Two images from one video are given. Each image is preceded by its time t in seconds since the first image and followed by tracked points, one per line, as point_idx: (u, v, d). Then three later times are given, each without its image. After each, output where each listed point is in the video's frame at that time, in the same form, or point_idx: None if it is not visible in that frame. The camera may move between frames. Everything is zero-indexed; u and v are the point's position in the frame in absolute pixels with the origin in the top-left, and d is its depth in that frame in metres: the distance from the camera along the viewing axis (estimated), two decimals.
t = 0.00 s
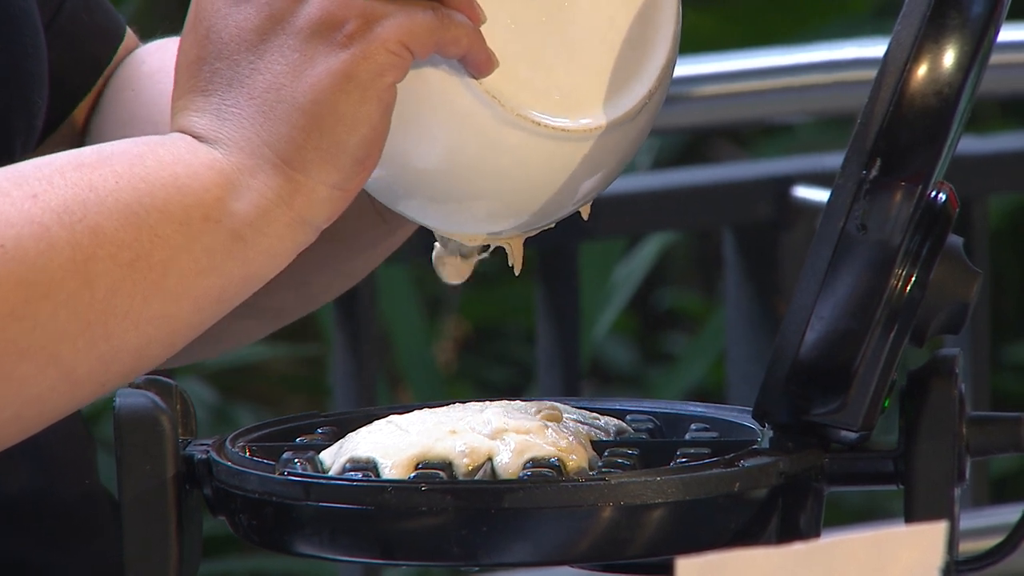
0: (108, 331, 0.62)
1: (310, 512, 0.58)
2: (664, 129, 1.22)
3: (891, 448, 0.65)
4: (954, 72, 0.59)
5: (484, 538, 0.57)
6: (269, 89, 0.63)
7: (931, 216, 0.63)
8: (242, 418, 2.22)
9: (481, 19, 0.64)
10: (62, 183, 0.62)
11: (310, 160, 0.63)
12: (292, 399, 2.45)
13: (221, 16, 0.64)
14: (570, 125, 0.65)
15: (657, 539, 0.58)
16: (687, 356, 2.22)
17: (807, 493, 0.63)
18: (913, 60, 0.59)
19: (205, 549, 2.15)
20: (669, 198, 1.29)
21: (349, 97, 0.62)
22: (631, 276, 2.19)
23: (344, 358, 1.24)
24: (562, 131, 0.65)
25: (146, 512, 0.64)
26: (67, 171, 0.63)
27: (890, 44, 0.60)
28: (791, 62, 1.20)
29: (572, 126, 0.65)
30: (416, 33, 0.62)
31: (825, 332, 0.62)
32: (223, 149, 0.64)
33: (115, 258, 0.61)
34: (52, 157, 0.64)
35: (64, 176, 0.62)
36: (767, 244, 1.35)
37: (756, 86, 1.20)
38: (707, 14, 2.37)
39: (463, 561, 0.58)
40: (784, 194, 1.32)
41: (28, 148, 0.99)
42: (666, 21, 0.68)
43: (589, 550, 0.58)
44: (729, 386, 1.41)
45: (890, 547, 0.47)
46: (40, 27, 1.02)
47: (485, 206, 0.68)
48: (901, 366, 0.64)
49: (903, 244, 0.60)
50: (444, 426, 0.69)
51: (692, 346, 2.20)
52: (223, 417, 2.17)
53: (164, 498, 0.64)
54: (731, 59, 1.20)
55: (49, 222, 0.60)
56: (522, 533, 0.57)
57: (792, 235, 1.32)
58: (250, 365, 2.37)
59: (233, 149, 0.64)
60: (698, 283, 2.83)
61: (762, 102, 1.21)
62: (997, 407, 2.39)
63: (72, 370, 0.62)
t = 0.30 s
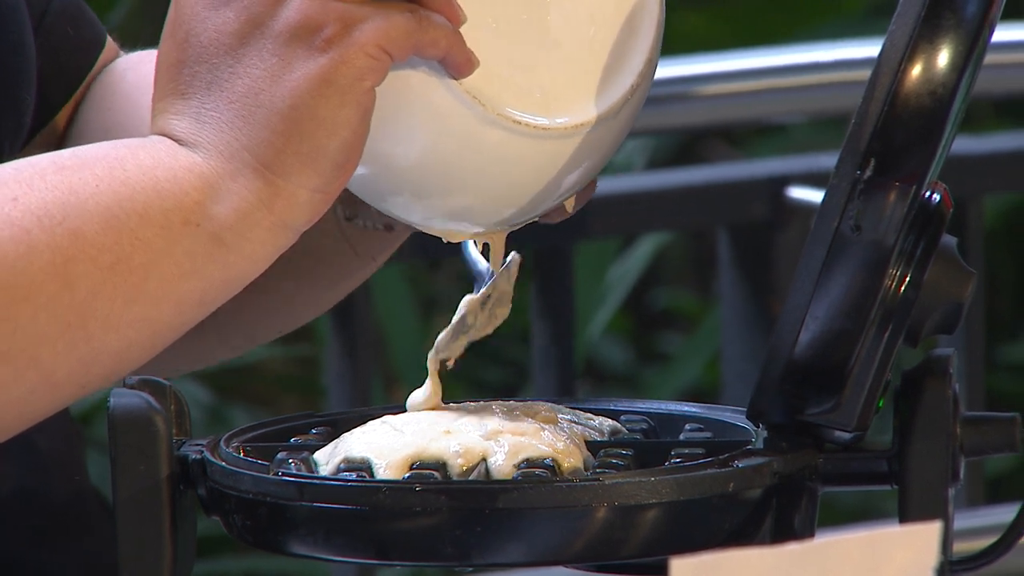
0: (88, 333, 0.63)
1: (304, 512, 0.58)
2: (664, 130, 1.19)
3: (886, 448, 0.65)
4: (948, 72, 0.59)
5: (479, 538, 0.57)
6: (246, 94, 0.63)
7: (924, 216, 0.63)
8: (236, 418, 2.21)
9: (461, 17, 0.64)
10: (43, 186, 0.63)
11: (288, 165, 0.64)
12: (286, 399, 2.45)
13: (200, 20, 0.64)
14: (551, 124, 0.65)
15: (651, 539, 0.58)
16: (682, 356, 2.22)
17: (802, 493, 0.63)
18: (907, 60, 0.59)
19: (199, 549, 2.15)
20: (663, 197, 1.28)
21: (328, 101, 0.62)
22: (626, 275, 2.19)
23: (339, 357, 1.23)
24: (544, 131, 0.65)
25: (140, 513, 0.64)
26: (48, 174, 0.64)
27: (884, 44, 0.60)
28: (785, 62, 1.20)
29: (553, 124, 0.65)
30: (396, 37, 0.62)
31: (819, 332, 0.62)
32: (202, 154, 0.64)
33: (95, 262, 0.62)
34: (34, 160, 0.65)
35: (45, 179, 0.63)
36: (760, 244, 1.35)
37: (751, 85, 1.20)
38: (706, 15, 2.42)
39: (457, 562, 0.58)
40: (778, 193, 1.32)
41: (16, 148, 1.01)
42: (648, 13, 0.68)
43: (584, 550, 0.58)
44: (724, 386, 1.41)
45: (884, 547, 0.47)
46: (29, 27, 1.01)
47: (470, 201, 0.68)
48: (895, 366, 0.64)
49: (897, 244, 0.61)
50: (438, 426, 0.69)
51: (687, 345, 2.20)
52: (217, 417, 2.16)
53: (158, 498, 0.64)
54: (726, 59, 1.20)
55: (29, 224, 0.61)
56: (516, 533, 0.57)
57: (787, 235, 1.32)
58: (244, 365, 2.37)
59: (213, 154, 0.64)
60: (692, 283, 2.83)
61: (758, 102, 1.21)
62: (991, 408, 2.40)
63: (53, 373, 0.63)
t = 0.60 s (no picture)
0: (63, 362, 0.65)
1: (303, 512, 0.58)
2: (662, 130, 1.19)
3: (885, 448, 0.65)
4: (948, 72, 0.59)
5: (478, 538, 0.57)
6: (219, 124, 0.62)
7: (923, 216, 0.63)
8: (234, 418, 2.21)
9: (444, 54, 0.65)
10: (21, 215, 0.65)
11: (260, 208, 0.64)
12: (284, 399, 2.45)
13: (174, 51, 0.62)
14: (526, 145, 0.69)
15: (650, 539, 0.58)
16: (681, 356, 2.22)
17: (801, 494, 0.63)
18: (906, 60, 0.59)
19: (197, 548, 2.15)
20: (661, 197, 1.28)
21: (300, 154, 0.63)
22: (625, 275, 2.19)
23: (337, 358, 1.23)
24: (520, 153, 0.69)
25: (139, 513, 0.64)
26: (25, 201, 0.65)
27: (883, 44, 0.60)
28: (783, 62, 1.20)
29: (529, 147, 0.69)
30: (371, 71, 0.62)
31: (818, 332, 0.62)
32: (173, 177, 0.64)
33: (72, 296, 0.64)
34: (10, 181, 0.66)
35: (22, 208, 0.65)
36: (758, 244, 1.35)
37: (750, 85, 1.19)
38: (706, 15, 2.42)
39: (456, 561, 0.58)
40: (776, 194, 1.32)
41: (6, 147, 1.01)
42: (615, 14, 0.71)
43: (582, 550, 0.58)
44: (722, 386, 1.41)
45: (883, 547, 0.48)
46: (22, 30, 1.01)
47: (451, 204, 0.72)
48: (894, 366, 0.64)
49: (896, 244, 0.60)
50: (436, 426, 0.69)
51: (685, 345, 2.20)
52: (215, 416, 2.16)
53: (157, 499, 0.64)
54: (725, 59, 1.20)
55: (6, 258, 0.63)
56: (515, 534, 0.57)
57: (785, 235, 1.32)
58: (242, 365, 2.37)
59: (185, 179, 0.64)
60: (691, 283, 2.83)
61: (758, 102, 1.20)
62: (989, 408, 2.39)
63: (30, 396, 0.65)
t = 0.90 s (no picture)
0: None
1: (303, 512, 0.58)
2: (661, 130, 1.19)
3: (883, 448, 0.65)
4: (947, 72, 0.59)
5: (477, 539, 0.57)
6: (52, 253, 0.52)
7: (922, 216, 0.63)
8: (234, 418, 2.21)
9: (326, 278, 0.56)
10: None
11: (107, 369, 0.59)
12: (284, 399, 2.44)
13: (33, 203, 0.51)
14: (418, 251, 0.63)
15: (649, 539, 0.58)
16: (681, 356, 2.23)
17: (799, 496, 0.63)
18: (906, 60, 0.59)
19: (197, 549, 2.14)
20: (661, 198, 1.28)
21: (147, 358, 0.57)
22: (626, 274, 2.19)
23: (337, 358, 1.23)
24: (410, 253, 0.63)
25: (138, 513, 0.64)
26: None
27: (882, 45, 0.60)
28: (783, 62, 1.20)
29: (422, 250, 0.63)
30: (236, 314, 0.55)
31: (818, 333, 0.62)
32: (5, 254, 0.55)
33: None
34: None
35: None
36: (757, 244, 1.35)
37: (750, 86, 1.19)
38: (706, 15, 2.43)
39: (456, 561, 0.58)
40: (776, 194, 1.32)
41: (5, 150, 1.00)
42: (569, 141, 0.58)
43: (582, 551, 0.58)
44: (722, 386, 1.41)
45: (883, 548, 0.49)
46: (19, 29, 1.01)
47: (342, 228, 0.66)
48: (893, 367, 0.64)
49: (896, 244, 0.60)
50: (435, 426, 0.69)
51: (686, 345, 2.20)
52: (215, 416, 2.16)
53: (157, 499, 0.64)
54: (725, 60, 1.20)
55: None
56: (514, 534, 0.57)
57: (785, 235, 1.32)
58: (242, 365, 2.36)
59: (15, 273, 0.55)
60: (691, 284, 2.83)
61: (759, 102, 1.20)
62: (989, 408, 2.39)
63: None
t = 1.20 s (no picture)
0: None
1: (300, 512, 0.58)
2: (659, 130, 1.19)
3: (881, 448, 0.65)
4: (944, 72, 0.59)
5: (476, 539, 0.57)
6: None
7: (919, 216, 0.63)
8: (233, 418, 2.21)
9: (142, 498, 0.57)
10: None
11: None
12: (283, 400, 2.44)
13: None
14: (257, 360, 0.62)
15: (647, 540, 0.58)
16: (680, 356, 2.23)
17: (797, 496, 0.62)
18: (904, 60, 0.59)
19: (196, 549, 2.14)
20: (660, 199, 1.28)
21: None
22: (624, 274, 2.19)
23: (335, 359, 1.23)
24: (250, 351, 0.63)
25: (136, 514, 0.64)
26: None
27: (880, 45, 0.61)
28: (781, 62, 1.20)
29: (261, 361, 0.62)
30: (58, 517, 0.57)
31: (816, 333, 0.62)
32: None
33: None
34: None
35: None
36: (756, 245, 1.35)
37: (749, 86, 1.19)
38: (707, 15, 2.44)
39: (453, 561, 0.57)
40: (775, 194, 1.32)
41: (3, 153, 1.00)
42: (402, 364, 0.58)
43: (579, 552, 0.58)
44: (721, 386, 1.41)
45: (883, 549, 0.50)
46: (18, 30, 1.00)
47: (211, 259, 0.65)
48: (892, 366, 0.64)
49: (894, 244, 0.60)
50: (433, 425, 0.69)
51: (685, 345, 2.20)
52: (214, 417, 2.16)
53: (156, 500, 0.64)
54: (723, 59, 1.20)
55: None
56: (512, 534, 0.57)
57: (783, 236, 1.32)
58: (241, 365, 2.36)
59: None
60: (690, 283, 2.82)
61: (759, 102, 1.20)
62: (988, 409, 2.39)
63: None
